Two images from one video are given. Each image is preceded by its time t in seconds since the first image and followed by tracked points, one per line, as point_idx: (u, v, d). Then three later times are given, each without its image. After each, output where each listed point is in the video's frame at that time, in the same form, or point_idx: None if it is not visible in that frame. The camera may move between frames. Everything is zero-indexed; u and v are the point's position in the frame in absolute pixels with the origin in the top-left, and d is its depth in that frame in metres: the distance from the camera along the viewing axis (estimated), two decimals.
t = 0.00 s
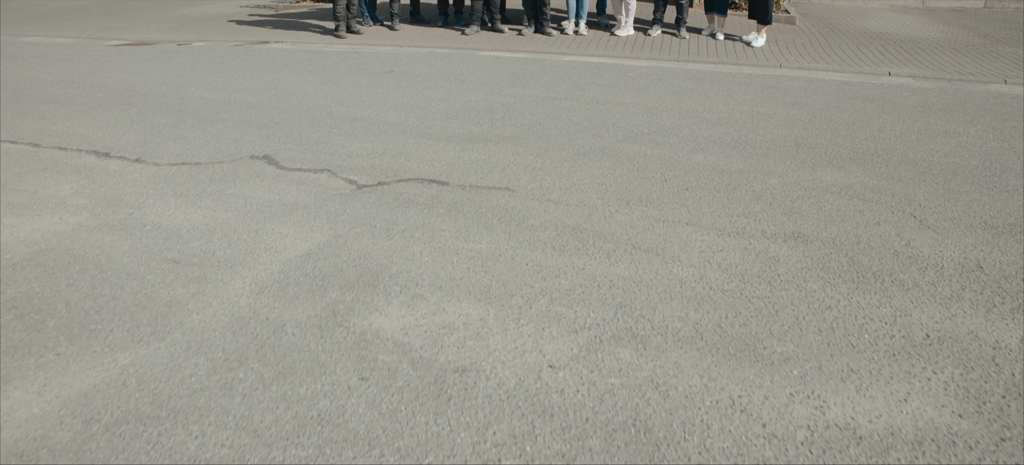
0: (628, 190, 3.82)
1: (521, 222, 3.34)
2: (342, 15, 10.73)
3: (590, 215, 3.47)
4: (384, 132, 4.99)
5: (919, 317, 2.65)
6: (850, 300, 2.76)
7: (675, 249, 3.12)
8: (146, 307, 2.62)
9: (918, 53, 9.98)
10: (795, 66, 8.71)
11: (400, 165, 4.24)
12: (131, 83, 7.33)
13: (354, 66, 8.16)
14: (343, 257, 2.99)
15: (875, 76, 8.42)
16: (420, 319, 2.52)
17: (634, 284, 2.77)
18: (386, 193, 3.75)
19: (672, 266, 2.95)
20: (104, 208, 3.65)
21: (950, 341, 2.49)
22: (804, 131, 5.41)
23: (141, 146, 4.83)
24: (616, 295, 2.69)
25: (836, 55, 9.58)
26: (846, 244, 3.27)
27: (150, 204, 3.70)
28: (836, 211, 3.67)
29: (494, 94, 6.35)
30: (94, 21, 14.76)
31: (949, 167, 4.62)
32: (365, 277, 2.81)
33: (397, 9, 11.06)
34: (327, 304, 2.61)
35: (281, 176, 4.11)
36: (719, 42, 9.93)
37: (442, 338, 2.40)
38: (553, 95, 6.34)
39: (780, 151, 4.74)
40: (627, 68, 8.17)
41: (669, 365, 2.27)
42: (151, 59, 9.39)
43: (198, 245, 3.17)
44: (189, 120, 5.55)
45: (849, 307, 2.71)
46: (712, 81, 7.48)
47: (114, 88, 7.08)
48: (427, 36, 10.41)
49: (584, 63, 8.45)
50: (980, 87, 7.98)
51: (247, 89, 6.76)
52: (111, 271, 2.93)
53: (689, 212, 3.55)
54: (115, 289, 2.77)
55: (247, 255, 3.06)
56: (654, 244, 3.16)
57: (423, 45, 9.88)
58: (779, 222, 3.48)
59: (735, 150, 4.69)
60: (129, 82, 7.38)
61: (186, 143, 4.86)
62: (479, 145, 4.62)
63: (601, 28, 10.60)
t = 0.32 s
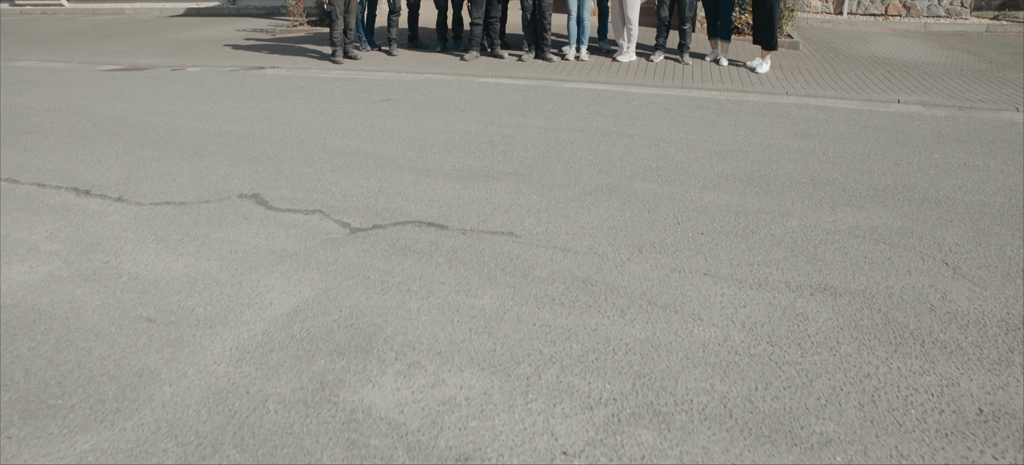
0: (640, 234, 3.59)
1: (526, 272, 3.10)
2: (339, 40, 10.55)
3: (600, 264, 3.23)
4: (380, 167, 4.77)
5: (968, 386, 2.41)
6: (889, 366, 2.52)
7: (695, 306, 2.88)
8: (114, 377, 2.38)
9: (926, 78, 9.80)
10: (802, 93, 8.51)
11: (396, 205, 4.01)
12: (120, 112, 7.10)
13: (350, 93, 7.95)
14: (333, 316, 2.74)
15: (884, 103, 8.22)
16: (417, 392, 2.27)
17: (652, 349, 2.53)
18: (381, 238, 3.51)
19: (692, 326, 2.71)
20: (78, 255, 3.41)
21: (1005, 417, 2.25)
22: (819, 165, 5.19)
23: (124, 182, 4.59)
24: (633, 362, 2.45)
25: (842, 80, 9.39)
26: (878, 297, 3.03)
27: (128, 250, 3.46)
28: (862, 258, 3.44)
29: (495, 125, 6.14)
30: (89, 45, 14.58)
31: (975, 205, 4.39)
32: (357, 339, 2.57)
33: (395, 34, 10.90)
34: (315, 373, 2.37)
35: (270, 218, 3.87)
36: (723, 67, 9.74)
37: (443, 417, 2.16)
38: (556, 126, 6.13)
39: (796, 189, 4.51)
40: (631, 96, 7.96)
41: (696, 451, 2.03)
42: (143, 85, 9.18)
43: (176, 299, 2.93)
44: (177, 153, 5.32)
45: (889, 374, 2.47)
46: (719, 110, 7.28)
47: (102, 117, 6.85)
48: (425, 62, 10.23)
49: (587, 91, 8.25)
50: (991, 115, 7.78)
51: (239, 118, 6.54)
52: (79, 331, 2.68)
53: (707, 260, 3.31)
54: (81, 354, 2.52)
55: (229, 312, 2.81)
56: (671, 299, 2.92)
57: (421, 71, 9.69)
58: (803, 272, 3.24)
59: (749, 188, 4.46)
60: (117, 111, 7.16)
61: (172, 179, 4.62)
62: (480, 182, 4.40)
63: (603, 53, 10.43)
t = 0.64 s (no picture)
0: (656, 281, 3.32)
1: (535, 329, 2.83)
2: (334, 61, 10.32)
3: (616, 317, 2.96)
4: (377, 203, 4.50)
5: None
6: (946, 444, 2.25)
7: (723, 369, 2.61)
8: None
9: (934, 100, 9.60)
10: (810, 116, 8.30)
11: (393, 247, 3.74)
12: (106, 138, 6.84)
13: (346, 118, 7.71)
14: (323, 384, 2.47)
15: (895, 127, 7.99)
16: None
17: (681, 427, 2.27)
18: (378, 287, 3.25)
19: (723, 395, 2.45)
20: (46, 306, 3.13)
21: None
22: (836, 197, 4.94)
23: (103, 219, 4.32)
24: (660, 444, 2.19)
25: (850, 102, 9.18)
26: (922, 356, 2.76)
27: (101, 300, 3.19)
28: (898, 308, 3.18)
29: (496, 153, 5.88)
30: (80, 65, 14.33)
31: (1007, 243, 4.14)
32: (349, 414, 2.30)
33: (392, 55, 10.68)
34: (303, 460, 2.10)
35: (257, 263, 3.60)
36: (727, 89, 9.52)
37: None
38: (559, 154, 5.88)
39: (817, 225, 4.26)
40: (636, 121, 7.73)
41: None
42: (133, 108, 8.93)
43: (148, 362, 2.65)
44: (162, 185, 5.05)
45: (946, 455, 2.20)
46: (728, 135, 7.04)
47: (86, 144, 6.59)
48: (423, 84, 10.01)
49: (589, 115, 8.01)
50: (1006, 139, 7.55)
51: (230, 146, 6.29)
52: (38, 404, 2.41)
53: (731, 312, 3.05)
54: (38, 435, 2.25)
55: (207, 378, 2.54)
56: (697, 360, 2.65)
57: (419, 94, 9.45)
58: (837, 326, 2.98)
59: (766, 225, 4.21)
60: (103, 138, 6.90)
61: (154, 215, 4.36)
62: (482, 219, 4.14)
63: (604, 75, 10.21)
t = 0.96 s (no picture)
0: (669, 332, 3.08)
1: (541, 392, 2.59)
2: (327, 83, 10.11)
3: (629, 376, 2.72)
4: (369, 240, 4.26)
5: None
6: None
7: (749, 441, 2.37)
8: None
9: (939, 122, 9.40)
10: (815, 140, 8.09)
11: (385, 293, 3.49)
12: (88, 166, 6.60)
13: (338, 143, 7.48)
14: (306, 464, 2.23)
15: (902, 151, 7.78)
16: None
17: None
18: (369, 341, 3.00)
19: None
20: (7, 364, 2.89)
21: None
22: (851, 230, 4.72)
23: (76, 258, 4.07)
24: None
25: (854, 125, 8.98)
26: (965, 422, 2.52)
27: (67, 357, 2.94)
28: (932, 362, 2.94)
29: (494, 182, 5.65)
30: (69, 85, 14.09)
31: None
32: None
33: (386, 76, 10.46)
34: None
35: (237, 311, 3.35)
36: (729, 111, 9.34)
37: None
38: (560, 183, 5.65)
39: (834, 264, 4.03)
40: (637, 145, 7.51)
41: None
42: (119, 132, 8.69)
43: (113, 436, 2.41)
44: (142, 219, 4.81)
45: None
46: (732, 162, 6.82)
47: (67, 172, 6.35)
48: (417, 106, 9.78)
49: (589, 140, 7.80)
50: (1017, 164, 7.35)
51: (217, 174, 6.06)
52: None
53: (753, 369, 2.81)
54: None
55: (178, 456, 2.30)
56: (719, 430, 2.42)
57: (413, 116, 9.24)
58: (868, 384, 2.74)
59: (781, 265, 3.98)
60: (86, 165, 6.66)
61: (132, 254, 4.11)
62: (480, 260, 3.90)
63: (603, 96, 10.01)
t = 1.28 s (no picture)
0: (684, 390, 2.81)
1: None
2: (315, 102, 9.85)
3: (642, 446, 2.45)
4: (354, 279, 3.97)
5: None
6: None
7: None
8: None
9: (942, 142, 9.18)
10: (817, 161, 7.86)
11: (370, 342, 3.21)
12: (62, 193, 6.30)
13: (325, 167, 7.19)
14: None
15: (907, 173, 7.55)
16: None
17: None
18: (353, 402, 2.72)
19: None
20: None
21: None
22: (866, 264, 4.46)
23: (37, 301, 3.77)
24: None
25: (856, 145, 8.76)
26: None
27: (15, 423, 2.64)
28: (975, 423, 2.67)
29: (488, 211, 5.38)
30: (51, 103, 13.77)
31: None
32: None
33: (376, 95, 10.20)
34: None
35: (208, 365, 3.06)
36: (728, 131, 9.11)
37: None
38: (557, 211, 5.39)
39: (854, 304, 3.77)
40: (635, 168, 7.26)
41: None
42: (98, 155, 8.39)
43: None
44: (113, 254, 4.52)
45: None
46: (735, 186, 6.57)
47: (39, 200, 6.05)
48: (407, 126, 9.51)
49: (585, 162, 7.55)
50: None
51: (197, 202, 5.77)
52: None
53: (778, 435, 2.54)
54: None
55: None
56: None
57: (404, 137, 8.97)
58: (908, 454, 2.47)
59: (797, 305, 3.72)
60: (59, 191, 6.35)
61: (98, 295, 3.82)
62: (474, 302, 3.62)
63: (598, 115, 9.77)
